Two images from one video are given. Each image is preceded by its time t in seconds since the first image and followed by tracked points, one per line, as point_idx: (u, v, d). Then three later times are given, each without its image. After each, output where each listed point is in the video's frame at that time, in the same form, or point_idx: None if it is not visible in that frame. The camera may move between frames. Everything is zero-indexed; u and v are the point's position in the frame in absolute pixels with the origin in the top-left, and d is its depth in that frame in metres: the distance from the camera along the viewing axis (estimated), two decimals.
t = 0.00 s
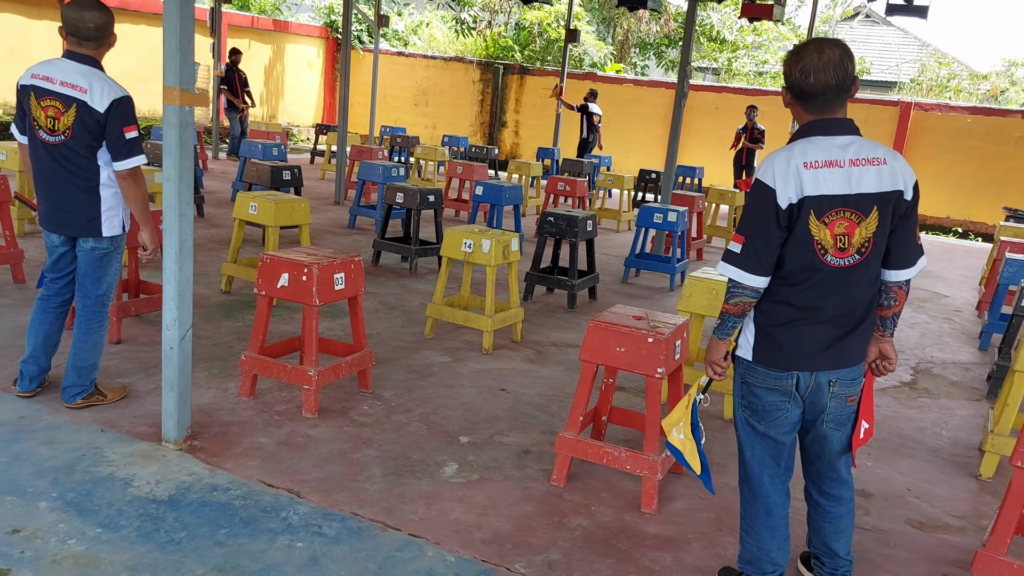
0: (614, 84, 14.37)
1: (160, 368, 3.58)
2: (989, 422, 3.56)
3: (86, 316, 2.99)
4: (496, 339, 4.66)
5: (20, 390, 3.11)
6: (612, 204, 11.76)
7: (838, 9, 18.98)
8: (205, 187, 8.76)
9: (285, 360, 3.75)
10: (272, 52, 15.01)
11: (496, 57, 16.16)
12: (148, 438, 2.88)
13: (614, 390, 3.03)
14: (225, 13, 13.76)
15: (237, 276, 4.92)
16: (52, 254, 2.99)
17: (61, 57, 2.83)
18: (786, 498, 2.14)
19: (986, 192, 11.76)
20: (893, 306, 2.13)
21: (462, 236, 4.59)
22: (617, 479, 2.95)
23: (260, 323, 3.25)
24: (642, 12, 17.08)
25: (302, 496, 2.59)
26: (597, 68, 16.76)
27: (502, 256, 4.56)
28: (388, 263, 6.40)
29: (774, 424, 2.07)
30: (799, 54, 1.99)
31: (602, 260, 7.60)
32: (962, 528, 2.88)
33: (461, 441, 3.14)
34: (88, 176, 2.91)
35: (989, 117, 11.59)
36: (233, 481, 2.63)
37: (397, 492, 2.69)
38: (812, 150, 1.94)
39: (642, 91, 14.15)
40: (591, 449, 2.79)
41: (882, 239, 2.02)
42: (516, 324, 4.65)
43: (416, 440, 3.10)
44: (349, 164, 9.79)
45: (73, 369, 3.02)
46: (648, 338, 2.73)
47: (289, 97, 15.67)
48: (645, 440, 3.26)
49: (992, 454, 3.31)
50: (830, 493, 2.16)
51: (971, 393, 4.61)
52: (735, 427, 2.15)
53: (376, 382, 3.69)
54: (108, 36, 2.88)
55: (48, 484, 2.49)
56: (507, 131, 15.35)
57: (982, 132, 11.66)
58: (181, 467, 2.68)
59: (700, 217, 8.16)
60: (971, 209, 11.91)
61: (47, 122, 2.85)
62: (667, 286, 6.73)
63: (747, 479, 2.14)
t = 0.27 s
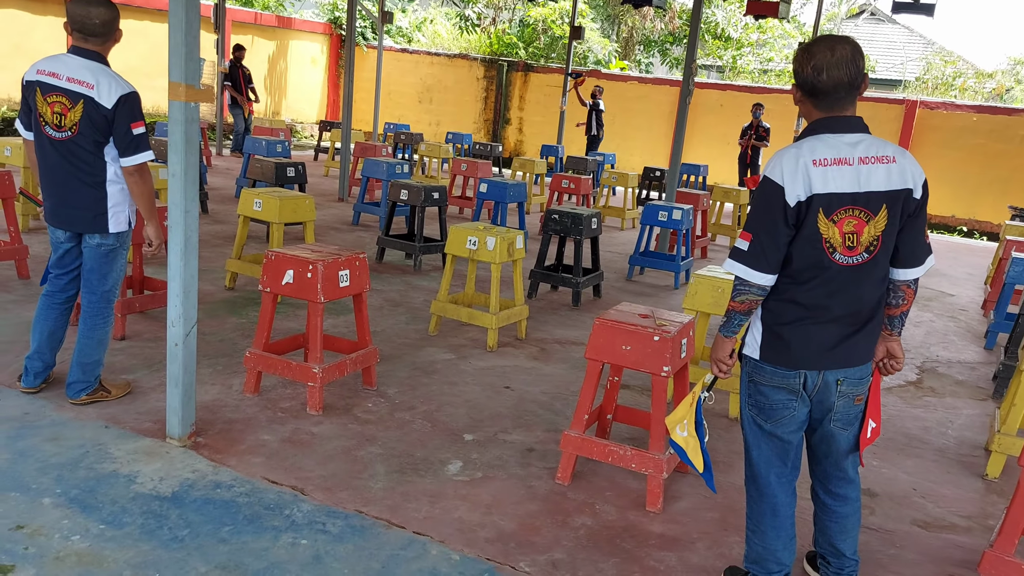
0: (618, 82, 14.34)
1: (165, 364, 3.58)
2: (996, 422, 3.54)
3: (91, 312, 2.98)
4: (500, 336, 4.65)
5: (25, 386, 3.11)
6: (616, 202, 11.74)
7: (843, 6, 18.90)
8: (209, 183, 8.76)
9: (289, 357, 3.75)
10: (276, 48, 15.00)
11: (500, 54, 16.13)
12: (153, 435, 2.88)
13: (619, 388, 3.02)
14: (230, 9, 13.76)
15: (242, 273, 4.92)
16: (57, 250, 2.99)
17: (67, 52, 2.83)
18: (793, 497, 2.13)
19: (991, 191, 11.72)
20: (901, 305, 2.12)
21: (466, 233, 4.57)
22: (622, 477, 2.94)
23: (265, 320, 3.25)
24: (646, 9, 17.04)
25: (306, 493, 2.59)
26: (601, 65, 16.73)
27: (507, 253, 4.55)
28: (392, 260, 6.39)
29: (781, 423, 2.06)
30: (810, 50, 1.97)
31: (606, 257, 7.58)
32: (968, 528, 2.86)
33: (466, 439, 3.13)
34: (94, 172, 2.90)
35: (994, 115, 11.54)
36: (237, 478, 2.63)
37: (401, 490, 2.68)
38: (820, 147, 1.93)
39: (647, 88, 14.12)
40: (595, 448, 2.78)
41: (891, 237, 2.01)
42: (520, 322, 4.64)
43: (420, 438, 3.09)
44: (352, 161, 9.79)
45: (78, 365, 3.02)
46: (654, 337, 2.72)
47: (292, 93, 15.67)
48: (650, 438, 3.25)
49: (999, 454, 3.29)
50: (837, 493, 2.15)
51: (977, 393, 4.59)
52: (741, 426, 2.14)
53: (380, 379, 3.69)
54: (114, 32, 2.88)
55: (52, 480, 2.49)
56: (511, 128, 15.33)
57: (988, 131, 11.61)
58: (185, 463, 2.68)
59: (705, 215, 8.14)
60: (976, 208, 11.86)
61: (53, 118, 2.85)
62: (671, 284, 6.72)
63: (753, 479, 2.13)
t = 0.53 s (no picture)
0: (619, 79, 14.31)
1: (166, 363, 3.58)
2: (1001, 420, 3.53)
3: (92, 312, 2.98)
4: (502, 335, 4.64)
5: (26, 386, 3.10)
6: (618, 200, 11.71)
7: (845, 3, 18.85)
8: (210, 183, 8.76)
9: (291, 357, 3.74)
10: (277, 47, 14.99)
11: (501, 52, 16.10)
12: (155, 434, 2.87)
13: (621, 387, 3.02)
14: (230, 8, 13.76)
15: (243, 272, 4.91)
16: (58, 250, 2.98)
17: (68, 52, 2.82)
18: (797, 497, 2.12)
19: (994, 188, 11.69)
20: (905, 304, 2.11)
21: (468, 232, 4.57)
22: (625, 476, 2.93)
23: (267, 320, 3.24)
24: (648, 6, 17.00)
25: (309, 493, 2.58)
26: (603, 63, 16.70)
27: (508, 252, 4.54)
28: (394, 259, 6.39)
29: (786, 422, 2.04)
30: (819, 46, 1.96)
31: (608, 256, 7.57)
32: (974, 527, 2.85)
33: (468, 438, 3.13)
34: (95, 172, 2.90)
35: (997, 112, 11.51)
36: (239, 477, 2.62)
37: (404, 489, 2.67)
38: (825, 145, 1.92)
39: (648, 86, 14.09)
40: (598, 446, 2.77)
41: (895, 235, 1.99)
42: (522, 321, 4.63)
43: (422, 437, 3.09)
44: (354, 160, 9.78)
45: (80, 364, 3.02)
46: (657, 336, 2.72)
47: (293, 92, 15.67)
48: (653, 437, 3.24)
49: (1004, 453, 3.28)
50: (842, 492, 2.14)
51: (981, 391, 4.58)
52: (745, 424, 2.12)
53: (382, 378, 3.68)
54: (115, 31, 2.87)
55: (55, 480, 2.48)
56: (512, 127, 15.31)
57: (990, 128, 11.58)
58: (187, 463, 2.67)
59: (708, 213, 8.13)
60: (979, 205, 11.84)
61: (55, 117, 2.84)
62: (673, 282, 6.71)
63: (758, 478, 2.12)
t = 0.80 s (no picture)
0: (618, 81, 14.32)
1: (165, 368, 3.57)
2: (999, 421, 3.53)
3: (90, 316, 2.97)
4: (501, 338, 4.64)
5: (24, 392, 3.10)
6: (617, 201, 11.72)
7: (842, 4, 18.88)
8: (208, 186, 8.77)
9: (290, 360, 3.74)
10: (275, 50, 15.00)
11: (499, 54, 16.12)
12: (153, 439, 2.87)
13: (621, 389, 3.02)
14: (228, 11, 13.77)
15: (241, 275, 4.91)
16: (56, 254, 2.98)
17: (65, 57, 2.82)
18: (796, 499, 2.12)
19: (993, 188, 11.71)
20: (902, 306, 2.11)
21: (467, 234, 4.56)
22: (624, 479, 2.93)
23: (265, 323, 3.24)
24: (645, 8, 17.02)
25: (308, 497, 2.58)
26: (601, 65, 16.72)
27: (507, 255, 4.54)
28: (392, 262, 6.38)
29: (784, 424, 2.05)
30: (817, 50, 1.95)
31: (607, 257, 7.58)
32: (972, 528, 2.85)
33: (467, 441, 3.12)
34: (93, 176, 2.90)
35: (994, 113, 11.53)
36: (238, 482, 2.62)
37: (402, 493, 2.67)
38: (822, 148, 1.92)
39: (646, 87, 14.11)
40: (597, 449, 2.77)
41: (893, 238, 2.00)
42: (521, 323, 4.62)
43: (421, 440, 3.08)
44: (352, 162, 9.78)
45: (78, 369, 3.01)
46: (656, 338, 2.71)
47: (291, 95, 15.68)
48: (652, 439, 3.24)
49: (1002, 454, 3.28)
50: (840, 495, 2.14)
51: (980, 391, 4.59)
52: (744, 427, 2.12)
53: (381, 381, 3.68)
54: (110, 34, 2.86)
55: (54, 485, 2.48)
56: (511, 128, 15.33)
57: (988, 128, 11.60)
58: (186, 468, 2.67)
59: (706, 214, 8.13)
60: (977, 205, 11.85)
61: (52, 122, 2.84)
62: (672, 283, 6.71)
63: (755, 481, 2.12)
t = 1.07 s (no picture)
0: (607, 95, 14.42)
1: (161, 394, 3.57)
2: (994, 424, 3.54)
3: (84, 344, 2.97)
4: (497, 354, 4.64)
5: (21, 422, 3.10)
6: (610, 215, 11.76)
7: (828, 13, 19.05)
8: (202, 210, 8.79)
9: (286, 382, 3.74)
10: (265, 73, 15.08)
11: (489, 71, 16.22)
12: (151, 465, 2.86)
13: (617, 402, 3.02)
14: (218, 36, 13.85)
15: (235, 299, 4.92)
16: (50, 284, 2.99)
17: (54, 87, 2.85)
18: (792, 508, 2.12)
19: (983, 192, 11.78)
20: (892, 312, 2.13)
21: (460, 251, 4.58)
22: (622, 492, 2.93)
23: (260, 346, 3.24)
24: (633, 22, 17.16)
25: (305, 519, 2.58)
26: (591, 80, 16.83)
27: (501, 270, 4.55)
28: (387, 281, 6.39)
29: (778, 433, 2.05)
30: (800, 62, 1.98)
31: (601, 270, 7.59)
32: (971, 532, 2.85)
33: (464, 459, 3.12)
34: (85, 205, 2.91)
35: (982, 117, 11.62)
36: (236, 506, 2.61)
37: (401, 512, 2.67)
38: (807, 158, 1.94)
39: (636, 100, 14.21)
40: (595, 463, 2.77)
41: (880, 245, 2.01)
42: (517, 339, 4.63)
43: (418, 459, 3.08)
44: (345, 183, 9.81)
45: (74, 398, 3.01)
46: (650, 350, 2.72)
47: (282, 118, 15.74)
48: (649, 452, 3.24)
49: (998, 457, 3.29)
50: (836, 502, 2.14)
51: (976, 395, 4.60)
52: (739, 437, 2.13)
53: (377, 401, 3.67)
54: (96, 62, 2.88)
55: (52, 514, 2.48)
56: (503, 144, 15.41)
57: (976, 132, 11.69)
58: (183, 493, 2.66)
59: (699, 225, 8.16)
60: (968, 209, 11.92)
61: (43, 152, 2.86)
62: (667, 295, 6.72)
63: (752, 490, 2.12)
